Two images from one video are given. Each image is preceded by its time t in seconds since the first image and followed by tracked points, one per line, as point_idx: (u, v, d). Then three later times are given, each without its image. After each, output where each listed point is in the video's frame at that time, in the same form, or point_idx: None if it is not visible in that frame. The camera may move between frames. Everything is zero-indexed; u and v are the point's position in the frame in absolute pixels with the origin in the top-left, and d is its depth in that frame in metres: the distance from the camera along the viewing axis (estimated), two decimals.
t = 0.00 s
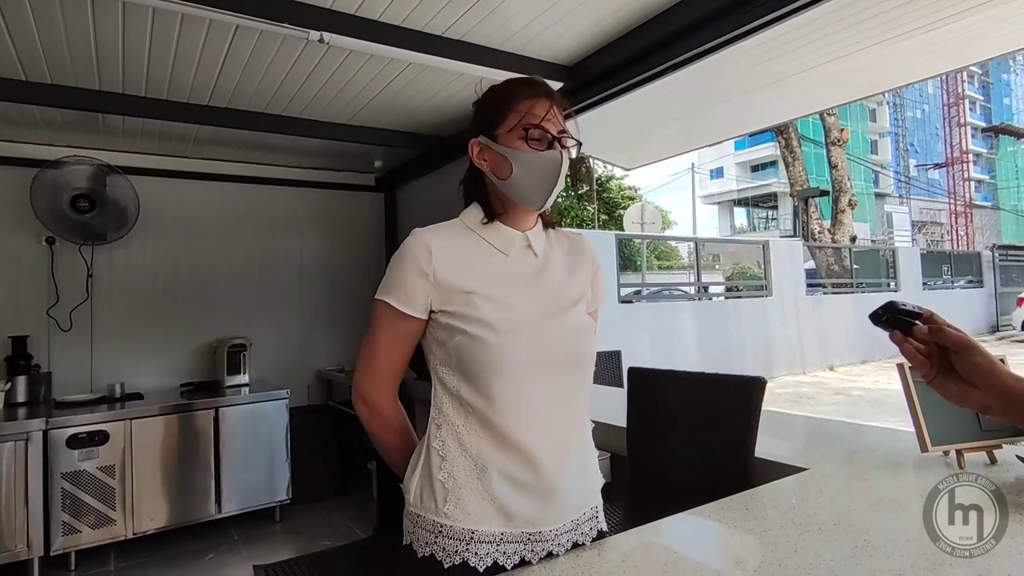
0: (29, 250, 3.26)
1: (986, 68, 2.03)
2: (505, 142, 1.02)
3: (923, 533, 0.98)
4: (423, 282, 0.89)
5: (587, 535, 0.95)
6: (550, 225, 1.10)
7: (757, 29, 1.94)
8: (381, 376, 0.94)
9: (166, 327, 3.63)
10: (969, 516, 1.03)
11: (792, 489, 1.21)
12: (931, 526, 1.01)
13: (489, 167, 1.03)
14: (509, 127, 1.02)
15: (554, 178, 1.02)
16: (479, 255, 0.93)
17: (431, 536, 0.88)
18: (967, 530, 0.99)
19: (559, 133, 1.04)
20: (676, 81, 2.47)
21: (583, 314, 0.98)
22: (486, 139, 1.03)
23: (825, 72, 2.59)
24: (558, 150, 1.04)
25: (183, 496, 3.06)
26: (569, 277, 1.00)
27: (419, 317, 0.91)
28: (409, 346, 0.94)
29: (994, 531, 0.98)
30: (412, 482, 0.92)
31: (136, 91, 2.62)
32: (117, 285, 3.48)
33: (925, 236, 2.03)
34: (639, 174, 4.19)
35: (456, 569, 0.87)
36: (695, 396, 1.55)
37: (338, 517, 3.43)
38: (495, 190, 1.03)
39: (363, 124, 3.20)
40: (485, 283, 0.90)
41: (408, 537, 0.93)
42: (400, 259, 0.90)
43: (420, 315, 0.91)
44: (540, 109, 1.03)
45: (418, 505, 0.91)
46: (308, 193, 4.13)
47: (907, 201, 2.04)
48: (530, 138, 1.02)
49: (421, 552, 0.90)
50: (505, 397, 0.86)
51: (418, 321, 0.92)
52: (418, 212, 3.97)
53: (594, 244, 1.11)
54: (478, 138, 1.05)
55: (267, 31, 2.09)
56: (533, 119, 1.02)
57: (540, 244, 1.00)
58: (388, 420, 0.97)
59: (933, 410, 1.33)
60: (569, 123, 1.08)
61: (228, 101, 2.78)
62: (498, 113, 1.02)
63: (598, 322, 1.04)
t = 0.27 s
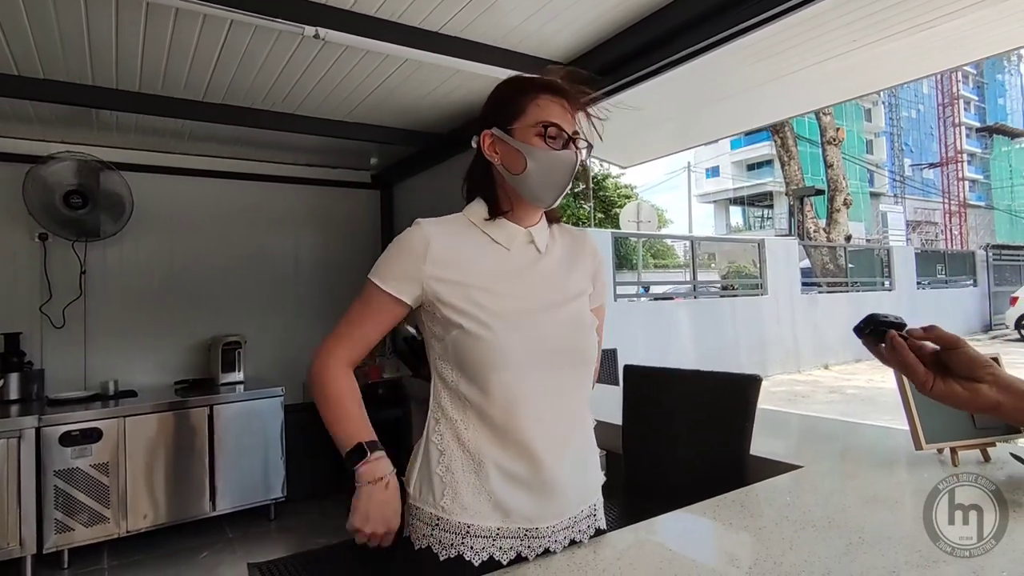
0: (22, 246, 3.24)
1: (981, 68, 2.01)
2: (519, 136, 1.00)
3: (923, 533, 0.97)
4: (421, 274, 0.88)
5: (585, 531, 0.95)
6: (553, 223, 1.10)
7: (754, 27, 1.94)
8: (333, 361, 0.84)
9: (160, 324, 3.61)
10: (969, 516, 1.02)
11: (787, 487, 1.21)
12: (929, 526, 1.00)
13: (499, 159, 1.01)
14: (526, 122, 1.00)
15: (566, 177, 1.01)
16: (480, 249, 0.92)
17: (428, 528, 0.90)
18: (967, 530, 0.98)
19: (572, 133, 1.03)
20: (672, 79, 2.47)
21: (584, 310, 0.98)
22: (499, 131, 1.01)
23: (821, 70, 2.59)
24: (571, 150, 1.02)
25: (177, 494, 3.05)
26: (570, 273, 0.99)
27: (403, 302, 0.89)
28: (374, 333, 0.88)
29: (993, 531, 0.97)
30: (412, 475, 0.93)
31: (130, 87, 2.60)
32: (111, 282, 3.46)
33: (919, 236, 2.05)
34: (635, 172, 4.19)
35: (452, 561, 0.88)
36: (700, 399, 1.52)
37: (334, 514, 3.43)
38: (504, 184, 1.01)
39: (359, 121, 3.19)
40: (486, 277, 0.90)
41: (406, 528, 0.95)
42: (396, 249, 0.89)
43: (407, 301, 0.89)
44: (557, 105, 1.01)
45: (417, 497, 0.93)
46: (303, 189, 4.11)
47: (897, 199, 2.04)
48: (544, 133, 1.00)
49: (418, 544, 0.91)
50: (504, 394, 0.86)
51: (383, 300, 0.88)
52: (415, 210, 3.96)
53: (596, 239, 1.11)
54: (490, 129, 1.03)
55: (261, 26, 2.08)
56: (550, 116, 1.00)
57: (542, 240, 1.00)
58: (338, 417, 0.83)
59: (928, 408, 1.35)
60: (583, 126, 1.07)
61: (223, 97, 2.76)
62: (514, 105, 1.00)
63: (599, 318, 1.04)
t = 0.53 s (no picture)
0: (11, 241, 3.21)
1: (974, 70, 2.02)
2: (526, 134, 0.97)
3: (924, 534, 0.97)
4: (442, 271, 0.84)
5: (589, 527, 0.95)
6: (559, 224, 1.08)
7: (749, 26, 1.94)
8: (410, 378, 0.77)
9: (151, 319, 3.58)
10: (968, 516, 1.02)
11: (777, 485, 1.21)
12: (930, 526, 1.00)
13: (506, 157, 0.98)
14: (533, 120, 0.97)
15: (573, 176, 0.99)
16: (491, 247, 0.91)
17: (429, 527, 0.90)
18: (966, 529, 0.98)
19: (580, 131, 1.00)
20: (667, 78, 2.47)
21: (585, 307, 0.99)
22: (506, 128, 0.98)
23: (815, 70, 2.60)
24: (578, 149, 1.00)
25: (167, 491, 3.03)
26: (576, 269, 1.00)
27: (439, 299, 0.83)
28: (423, 325, 0.81)
29: (993, 531, 0.97)
30: (415, 475, 0.94)
31: (120, 80, 2.57)
32: (101, 277, 3.44)
33: (911, 237, 2.03)
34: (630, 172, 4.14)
35: (455, 560, 0.88)
36: (698, 400, 1.51)
37: (326, 512, 3.42)
38: (510, 181, 0.98)
39: (352, 117, 3.17)
40: (498, 273, 0.89)
41: (409, 528, 0.95)
42: (413, 248, 0.86)
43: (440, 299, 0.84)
44: (565, 102, 0.98)
45: (420, 495, 0.93)
46: (297, 185, 4.09)
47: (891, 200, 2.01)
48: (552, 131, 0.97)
49: (420, 541, 0.92)
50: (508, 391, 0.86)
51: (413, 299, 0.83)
52: (409, 207, 3.95)
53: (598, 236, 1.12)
54: (497, 127, 1.00)
55: (255, 20, 2.06)
56: (557, 114, 0.97)
57: (549, 236, 0.99)
58: (475, 401, 0.72)
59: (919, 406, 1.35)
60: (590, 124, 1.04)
61: (215, 91, 2.74)
62: (522, 103, 0.97)
63: (601, 315, 1.05)
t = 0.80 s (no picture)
0: (3, 233, 3.19)
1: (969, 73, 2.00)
2: (540, 130, 0.97)
3: (924, 534, 0.97)
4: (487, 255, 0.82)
5: (597, 520, 0.96)
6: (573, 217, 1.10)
7: (746, 26, 1.95)
8: (527, 357, 0.67)
9: (144, 314, 3.57)
10: (969, 516, 1.03)
11: (770, 484, 1.21)
12: (931, 526, 1.01)
13: (521, 153, 0.99)
14: (546, 117, 0.97)
15: (586, 172, 1.00)
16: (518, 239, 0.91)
17: (438, 518, 0.93)
18: (967, 530, 0.98)
19: (594, 126, 1.00)
20: (664, 77, 2.48)
21: (598, 304, 1.01)
22: (520, 124, 0.99)
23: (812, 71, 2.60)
24: (592, 144, 1.00)
25: (160, 486, 3.02)
26: (591, 265, 1.01)
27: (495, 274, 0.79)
28: (505, 300, 0.75)
29: (994, 531, 0.98)
30: (427, 467, 0.97)
31: (115, 72, 2.56)
32: (93, 270, 3.41)
33: (905, 238, 1.99)
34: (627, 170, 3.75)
35: (461, 551, 0.90)
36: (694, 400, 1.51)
37: (319, 508, 3.41)
38: (524, 176, 1.00)
39: (349, 112, 3.16)
40: (526, 264, 0.89)
41: (420, 521, 0.97)
42: (448, 233, 0.83)
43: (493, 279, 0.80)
44: (578, 99, 0.98)
45: (428, 487, 0.97)
46: (293, 181, 4.08)
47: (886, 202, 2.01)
48: (565, 128, 0.97)
49: (427, 532, 0.95)
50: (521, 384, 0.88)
51: (487, 278, 0.76)
52: (405, 204, 3.94)
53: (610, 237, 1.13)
54: (510, 123, 1.01)
55: (251, 13, 2.05)
56: (570, 111, 0.97)
57: (564, 232, 1.00)
58: (620, 367, 0.66)
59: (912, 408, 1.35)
60: (606, 116, 1.04)
61: (211, 85, 2.73)
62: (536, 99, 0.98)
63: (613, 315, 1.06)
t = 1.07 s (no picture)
0: (4, 226, 3.19)
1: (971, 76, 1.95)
2: (547, 126, 0.99)
3: (924, 533, 0.98)
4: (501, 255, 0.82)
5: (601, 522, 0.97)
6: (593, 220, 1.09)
7: (751, 26, 1.94)
8: (539, 357, 0.67)
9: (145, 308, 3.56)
10: (969, 516, 1.04)
11: (773, 485, 1.21)
12: (931, 526, 1.01)
13: (532, 152, 1.01)
14: (550, 112, 0.99)
15: (595, 163, 1.00)
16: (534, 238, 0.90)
17: (441, 508, 0.96)
18: (967, 530, 0.99)
19: (602, 115, 1.00)
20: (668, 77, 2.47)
21: (613, 306, 1.00)
22: (530, 125, 1.01)
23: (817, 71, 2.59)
24: (601, 133, 1.00)
25: (159, 480, 3.01)
26: (607, 267, 1.00)
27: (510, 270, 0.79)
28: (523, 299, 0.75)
29: (994, 531, 0.98)
30: (434, 457, 1.00)
31: (117, 66, 2.55)
32: (95, 265, 3.41)
33: (906, 241, 1.97)
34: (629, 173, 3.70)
35: (462, 542, 0.93)
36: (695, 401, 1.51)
37: (318, 504, 3.42)
38: (538, 174, 1.02)
39: (351, 109, 3.15)
40: (540, 263, 0.88)
41: (425, 508, 1.00)
42: (463, 230, 0.83)
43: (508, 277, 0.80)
44: (580, 89, 0.99)
45: (434, 478, 1.00)
46: (295, 177, 4.07)
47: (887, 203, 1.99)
48: (571, 120, 0.98)
49: (430, 521, 0.98)
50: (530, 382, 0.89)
51: (505, 277, 0.76)
52: (407, 200, 3.93)
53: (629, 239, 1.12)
54: (521, 125, 1.03)
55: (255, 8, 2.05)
56: (574, 102, 0.99)
57: (581, 231, 0.99)
58: (631, 376, 0.66)
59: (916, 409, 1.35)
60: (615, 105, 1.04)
61: (214, 80, 2.72)
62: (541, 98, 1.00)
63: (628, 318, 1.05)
